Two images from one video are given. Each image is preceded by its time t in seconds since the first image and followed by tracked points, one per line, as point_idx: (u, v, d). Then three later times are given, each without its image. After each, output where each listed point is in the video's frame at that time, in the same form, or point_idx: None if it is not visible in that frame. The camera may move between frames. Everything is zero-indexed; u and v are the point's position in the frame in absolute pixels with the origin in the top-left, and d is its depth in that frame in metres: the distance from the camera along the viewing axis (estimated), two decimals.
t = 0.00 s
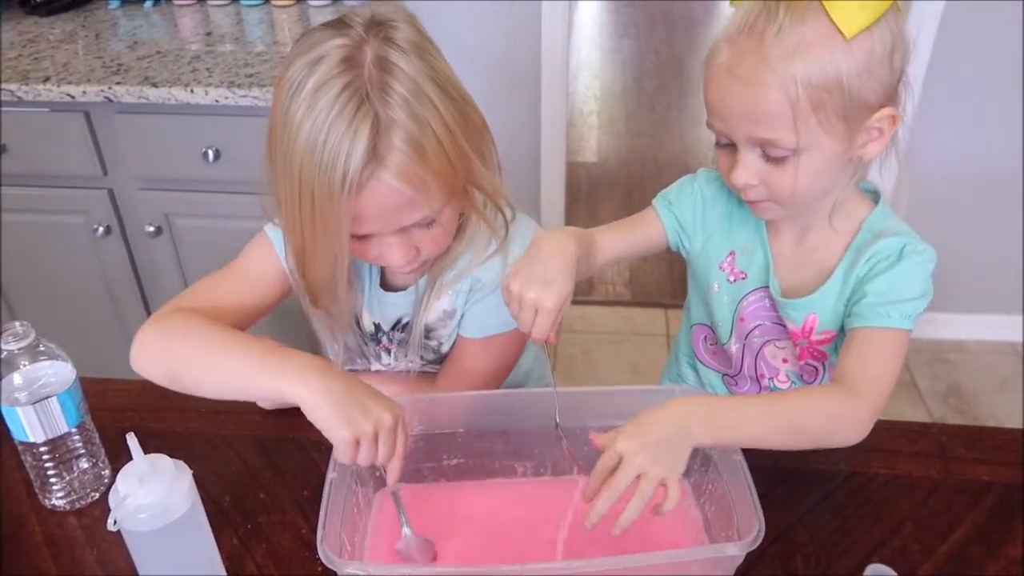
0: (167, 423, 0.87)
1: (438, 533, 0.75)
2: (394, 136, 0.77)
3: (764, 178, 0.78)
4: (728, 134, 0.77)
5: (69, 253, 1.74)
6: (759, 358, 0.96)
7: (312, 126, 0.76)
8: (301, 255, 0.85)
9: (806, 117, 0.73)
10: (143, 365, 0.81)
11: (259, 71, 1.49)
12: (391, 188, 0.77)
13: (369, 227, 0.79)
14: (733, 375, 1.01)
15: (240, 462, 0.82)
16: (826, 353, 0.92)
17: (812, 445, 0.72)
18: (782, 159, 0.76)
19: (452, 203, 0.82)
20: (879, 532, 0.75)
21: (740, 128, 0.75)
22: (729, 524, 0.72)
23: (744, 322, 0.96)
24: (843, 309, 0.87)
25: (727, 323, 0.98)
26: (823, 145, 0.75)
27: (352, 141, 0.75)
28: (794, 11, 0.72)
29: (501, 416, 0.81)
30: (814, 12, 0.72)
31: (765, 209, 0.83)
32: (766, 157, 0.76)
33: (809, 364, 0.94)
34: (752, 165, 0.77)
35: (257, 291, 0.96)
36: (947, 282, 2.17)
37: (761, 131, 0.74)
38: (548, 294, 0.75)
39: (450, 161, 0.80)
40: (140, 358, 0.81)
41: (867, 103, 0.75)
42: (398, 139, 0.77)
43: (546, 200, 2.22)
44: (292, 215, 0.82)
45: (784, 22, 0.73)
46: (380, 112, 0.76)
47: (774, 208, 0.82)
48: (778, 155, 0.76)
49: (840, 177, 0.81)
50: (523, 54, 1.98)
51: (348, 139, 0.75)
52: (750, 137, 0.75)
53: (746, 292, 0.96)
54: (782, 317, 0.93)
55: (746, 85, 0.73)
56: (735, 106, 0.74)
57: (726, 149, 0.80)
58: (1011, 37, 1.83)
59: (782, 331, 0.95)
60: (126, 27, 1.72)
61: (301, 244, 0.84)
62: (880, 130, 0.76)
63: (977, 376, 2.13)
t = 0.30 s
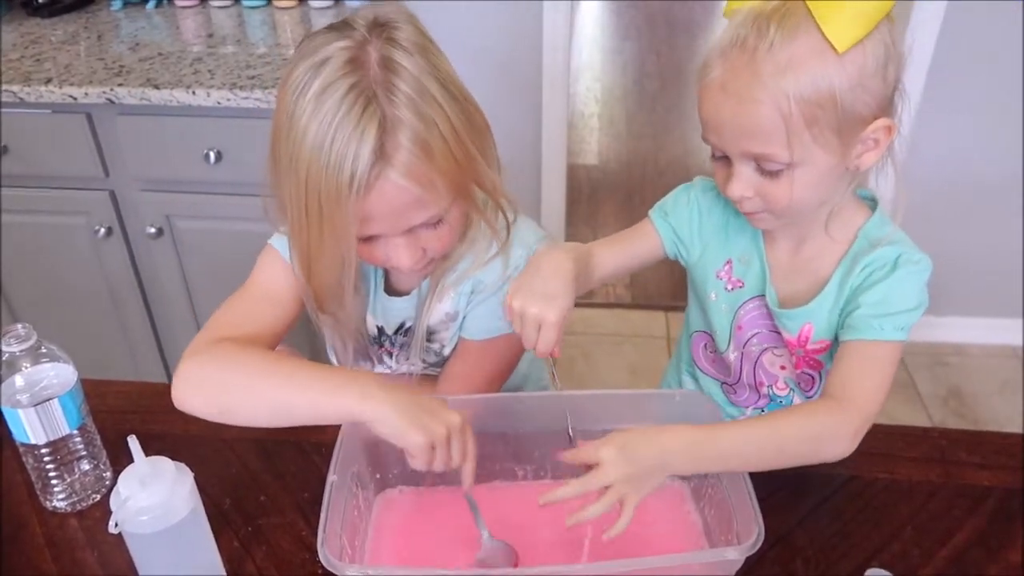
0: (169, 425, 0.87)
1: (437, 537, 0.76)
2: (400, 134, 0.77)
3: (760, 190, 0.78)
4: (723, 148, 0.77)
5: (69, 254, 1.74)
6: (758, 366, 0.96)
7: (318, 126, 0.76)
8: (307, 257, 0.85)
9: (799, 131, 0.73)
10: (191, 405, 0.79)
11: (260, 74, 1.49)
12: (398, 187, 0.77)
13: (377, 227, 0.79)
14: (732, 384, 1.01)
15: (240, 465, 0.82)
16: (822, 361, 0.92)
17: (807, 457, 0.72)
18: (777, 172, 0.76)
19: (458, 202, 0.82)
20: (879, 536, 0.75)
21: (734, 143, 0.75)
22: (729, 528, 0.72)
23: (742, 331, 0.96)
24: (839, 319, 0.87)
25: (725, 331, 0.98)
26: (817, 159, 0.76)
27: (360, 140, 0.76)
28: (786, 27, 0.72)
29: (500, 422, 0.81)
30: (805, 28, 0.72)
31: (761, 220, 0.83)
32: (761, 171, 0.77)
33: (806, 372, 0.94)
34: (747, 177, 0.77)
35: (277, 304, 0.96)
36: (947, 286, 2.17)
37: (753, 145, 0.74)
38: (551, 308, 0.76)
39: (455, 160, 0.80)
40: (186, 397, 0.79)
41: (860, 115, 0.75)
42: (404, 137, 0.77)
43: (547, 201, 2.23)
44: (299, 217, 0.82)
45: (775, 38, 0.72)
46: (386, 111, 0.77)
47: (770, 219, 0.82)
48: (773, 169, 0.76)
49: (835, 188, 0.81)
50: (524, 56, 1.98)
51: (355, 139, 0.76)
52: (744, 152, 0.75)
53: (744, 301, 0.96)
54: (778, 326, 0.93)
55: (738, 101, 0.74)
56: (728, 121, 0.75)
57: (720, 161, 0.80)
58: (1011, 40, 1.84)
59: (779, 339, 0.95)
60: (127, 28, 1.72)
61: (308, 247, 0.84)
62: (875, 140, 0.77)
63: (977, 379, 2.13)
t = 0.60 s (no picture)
0: (168, 427, 0.87)
1: (437, 539, 0.75)
2: (414, 137, 0.77)
3: (757, 195, 0.78)
4: (719, 153, 0.77)
5: (70, 256, 1.74)
6: (758, 369, 0.96)
7: (332, 129, 0.76)
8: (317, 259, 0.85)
9: (795, 136, 0.73)
10: (176, 391, 0.79)
11: (260, 76, 1.49)
12: (412, 191, 0.77)
13: (388, 231, 0.79)
14: (732, 388, 1.01)
15: (240, 467, 0.82)
16: (823, 363, 0.92)
17: (809, 460, 0.72)
18: (774, 176, 0.76)
19: (468, 205, 0.83)
20: (879, 539, 0.75)
21: (731, 149, 0.76)
22: (730, 531, 0.71)
23: (741, 334, 0.96)
24: (840, 318, 0.87)
25: (724, 335, 0.98)
26: (813, 163, 0.76)
27: (374, 144, 0.76)
28: (782, 32, 0.72)
29: (501, 423, 0.81)
30: (800, 34, 0.71)
31: (760, 222, 0.82)
32: (758, 175, 0.77)
33: (807, 374, 0.94)
34: (745, 182, 0.77)
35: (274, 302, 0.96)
36: (947, 287, 2.17)
37: (749, 150, 0.74)
38: (547, 286, 0.76)
39: (466, 163, 0.80)
40: (171, 384, 0.79)
41: (857, 119, 0.75)
42: (418, 140, 0.77)
43: (547, 201, 2.23)
44: (309, 220, 0.82)
45: (770, 44, 0.72)
46: (400, 114, 0.77)
47: (768, 222, 0.82)
48: (770, 174, 0.76)
49: (832, 190, 0.81)
50: (524, 58, 1.98)
51: (370, 142, 0.75)
52: (742, 157, 0.75)
53: (743, 304, 0.96)
54: (778, 328, 0.93)
55: (733, 107, 0.74)
56: (724, 127, 0.75)
57: (717, 166, 0.80)
58: (1010, 42, 1.83)
59: (778, 341, 0.94)
60: (128, 30, 1.72)
61: (317, 249, 0.84)
62: (873, 142, 0.76)
63: (978, 381, 2.13)
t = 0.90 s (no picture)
0: (168, 427, 0.87)
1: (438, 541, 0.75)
2: (424, 135, 0.76)
3: (766, 193, 0.77)
4: (727, 151, 0.76)
5: (70, 257, 1.74)
6: (761, 368, 0.96)
7: (341, 125, 0.75)
8: (320, 257, 0.85)
9: (806, 134, 0.73)
10: (135, 361, 0.79)
11: (263, 76, 1.49)
12: (420, 189, 0.77)
13: (395, 228, 0.79)
14: (735, 387, 1.00)
15: (240, 467, 0.82)
16: (829, 362, 0.91)
17: (824, 460, 0.71)
18: (782, 176, 0.75)
19: (473, 203, 0.82)
20: (882, 540, 0.75)
21: (739, 148, 0.75)
22: (732, 532, 0.71)
23: (745, 332, 0.96)
24: (849, 315, 0.86)
25: (728, 334, 0.97)
26: (823, 161, 0.75)
27: (384, 141, 0.75)
28: (794, 31, 0.72)
29: (504, 422, 0.81)
30: (812, 32, 0.72)
31: (766, 221, 0.82)
32: (767, 173, 0.76)
33: (812, 373, 0.93)
34: (753, 180, 0.76)
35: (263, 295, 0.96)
36: (949, 288, 2.17)
37: (759, 150, 0.73)
38: (554, 278, 0.76)
39: (473, 161, 0.80)
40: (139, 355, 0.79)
41: (866, 116, 0.75)
42: (427, 138, 0.77)
43: (548, 202, 2.23)
44: (314, 216, 0.81)
45: (783, 42, 0.73)
46: (410, 111, 0.76)
47: (776, 220, 0.81)
48: (779, 173, 0.75)
49: (840, 189, 0.81)
50: (526, 58, 1.98)
51: (380, 139, 0.75)
52: (749, 156, 0.74)
53: (747, 302, 0.96)
54: (784, 326, 0.92)
55: (743, 105, 0.73)
56: (731, 125, 0.74)
57: (724, 163, 0.79)
58: (1012, 43, 1.83)
59: (783, 340, 0.94)
60: (129, 30, 1.72)
61: (322, 246, 0.83)
62: (880, 141, 0.76)
63: (980, 382, 2.12)
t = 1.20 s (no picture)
0: (168, 427, 0.87)
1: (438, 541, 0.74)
2: (420, 136, 0.76)
3: (762, 192, 0.77)
4: (724, 152, 0.77)
5: (71, 257, 1.74)
6: (763, 369, 0.95)
7: (337, 125, 0.75)
8: (318, 257, 0.85)
9: (800, 134, 0.73)
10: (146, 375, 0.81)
11: (262, 76, 1.49)
12: (417, 189, 0.77)
13: (392, 228, 0.79)
14: (737, 388, 0.99)
15: (241, 467, 0.82)
16: (830, 363, 0.91)
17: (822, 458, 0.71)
18: (778, 175, 0.75)
19: (470, 203, 0.82)
20: (884, 540, 0.75)
21: (735, 149, 0.75)
22: (734, 531, 0.71)
23: (747, 334, 0.96)
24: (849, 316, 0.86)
25: (729, 335, 0.97)
26: (819, 161, 0.75)
27: (380, 141, 0.75)
28: (786, 30, 0.72)
29: (505, 422, 0.81)
30: (804, 32, 0.71)
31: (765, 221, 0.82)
32: (763, 173, 0.76)
33: (813, 375, 0.93)
34: (750, 179, 0.77)
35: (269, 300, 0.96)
36: (949, 288, 2.17)
37: (755, 149, 0.74)
38: (594, 291, 0.78)
39: (471, 162, 0.80)
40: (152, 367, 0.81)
41: (860, 115, 0.74)
42: (424, 138, 0.76)
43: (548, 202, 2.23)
44: (312, 216, 0.81)
45: (774, 42, 0.72)
46: (407, 111, 0.76)
47: (774, 219, 0.81)
48: (775, 172, 0.75)
49: (837, 189, 0.80)
50: (526, 58, 1.97)
51: (376, 140, 0.75)
52: (746, 156, 0.74)
53: (748, 303, 0.95)
54: (786, 327, 0.92)
55: (737, 106, 0.73)
56: (727, 126, 0.74)
57: (722, 164, 0.79)
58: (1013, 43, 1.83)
59: (785, 341, 0.94)
60: (130, 30, 1.72)
61: (320, 246, 0.83)
62: (878, 138, 0.76)
63: (981, 382, 2.12)
